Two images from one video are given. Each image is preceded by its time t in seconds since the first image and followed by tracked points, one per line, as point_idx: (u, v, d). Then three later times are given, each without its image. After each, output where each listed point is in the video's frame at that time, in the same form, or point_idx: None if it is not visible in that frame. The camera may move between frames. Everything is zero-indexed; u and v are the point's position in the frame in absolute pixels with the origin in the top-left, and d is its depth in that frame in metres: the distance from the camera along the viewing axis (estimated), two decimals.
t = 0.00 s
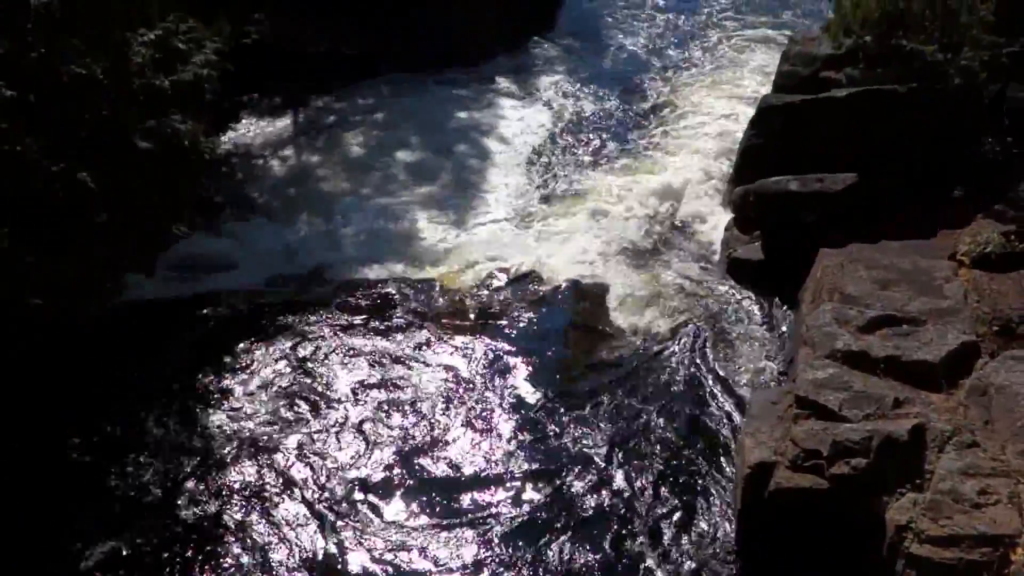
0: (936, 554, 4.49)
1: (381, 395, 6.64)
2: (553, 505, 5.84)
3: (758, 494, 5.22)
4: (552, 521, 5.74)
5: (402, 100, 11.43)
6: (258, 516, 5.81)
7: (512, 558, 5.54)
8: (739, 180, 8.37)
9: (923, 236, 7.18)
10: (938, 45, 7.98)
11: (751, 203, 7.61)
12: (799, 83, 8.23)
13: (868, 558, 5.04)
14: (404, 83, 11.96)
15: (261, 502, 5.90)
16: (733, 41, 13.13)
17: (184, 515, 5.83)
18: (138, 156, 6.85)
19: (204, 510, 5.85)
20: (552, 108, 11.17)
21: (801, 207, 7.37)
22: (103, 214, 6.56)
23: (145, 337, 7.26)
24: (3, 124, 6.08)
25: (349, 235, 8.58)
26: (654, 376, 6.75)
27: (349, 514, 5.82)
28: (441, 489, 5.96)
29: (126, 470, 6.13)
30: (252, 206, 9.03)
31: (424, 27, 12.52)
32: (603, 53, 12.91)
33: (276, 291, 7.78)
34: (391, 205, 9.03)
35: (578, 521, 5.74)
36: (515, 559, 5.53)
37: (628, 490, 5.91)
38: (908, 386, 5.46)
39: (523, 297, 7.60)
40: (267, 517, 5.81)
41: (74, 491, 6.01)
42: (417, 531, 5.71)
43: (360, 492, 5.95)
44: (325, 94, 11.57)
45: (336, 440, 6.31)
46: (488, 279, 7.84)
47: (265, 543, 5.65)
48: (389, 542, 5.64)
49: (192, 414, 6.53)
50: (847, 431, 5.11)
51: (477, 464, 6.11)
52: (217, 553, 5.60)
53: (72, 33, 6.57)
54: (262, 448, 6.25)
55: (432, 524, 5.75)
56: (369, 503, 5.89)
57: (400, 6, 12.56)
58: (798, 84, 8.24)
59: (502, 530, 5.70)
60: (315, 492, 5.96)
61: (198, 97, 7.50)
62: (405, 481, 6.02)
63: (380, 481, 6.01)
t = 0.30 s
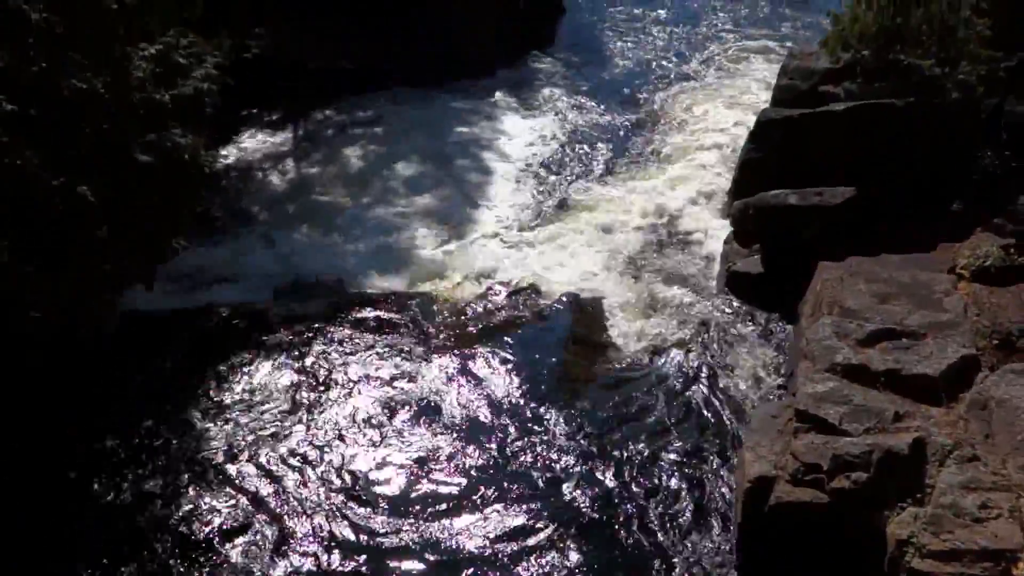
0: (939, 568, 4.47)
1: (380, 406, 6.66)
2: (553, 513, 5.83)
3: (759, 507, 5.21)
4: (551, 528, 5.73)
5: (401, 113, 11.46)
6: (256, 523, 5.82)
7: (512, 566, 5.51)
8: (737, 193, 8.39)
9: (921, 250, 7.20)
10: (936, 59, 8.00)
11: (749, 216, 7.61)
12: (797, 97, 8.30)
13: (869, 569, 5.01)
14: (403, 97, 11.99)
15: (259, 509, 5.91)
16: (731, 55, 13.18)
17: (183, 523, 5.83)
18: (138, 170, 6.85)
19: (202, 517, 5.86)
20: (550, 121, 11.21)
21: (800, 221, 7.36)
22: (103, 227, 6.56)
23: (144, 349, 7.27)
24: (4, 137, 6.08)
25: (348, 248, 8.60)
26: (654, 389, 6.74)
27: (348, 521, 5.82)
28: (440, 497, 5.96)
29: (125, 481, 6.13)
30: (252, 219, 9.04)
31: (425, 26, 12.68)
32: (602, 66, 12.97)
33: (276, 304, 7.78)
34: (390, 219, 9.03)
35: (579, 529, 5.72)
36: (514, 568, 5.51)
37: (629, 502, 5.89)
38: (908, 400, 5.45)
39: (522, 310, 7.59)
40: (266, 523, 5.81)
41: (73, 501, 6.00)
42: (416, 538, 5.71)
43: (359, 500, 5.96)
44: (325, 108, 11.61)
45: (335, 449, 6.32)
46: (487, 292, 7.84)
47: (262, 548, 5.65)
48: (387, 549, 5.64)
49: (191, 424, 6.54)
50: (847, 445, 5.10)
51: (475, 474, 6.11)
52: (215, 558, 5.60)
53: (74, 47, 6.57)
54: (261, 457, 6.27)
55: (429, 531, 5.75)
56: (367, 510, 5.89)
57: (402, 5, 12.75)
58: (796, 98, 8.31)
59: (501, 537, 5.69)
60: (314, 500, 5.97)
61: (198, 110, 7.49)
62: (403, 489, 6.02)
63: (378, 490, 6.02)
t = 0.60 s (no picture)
0: None
1: (379, 417, 6.66)
2: (553, 525, 5.82)
3: (760, 521, 5.20)
4: (551, 537, 5.75)
5: (401, 126, 11.48)
6: (256, 532, 5.81)
7: None
8: (737, 206, 8.41)
9: (920, 263, 7.21)
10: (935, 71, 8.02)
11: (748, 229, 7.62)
12: (796, 110, 8.48)
13: None
14: (403, 111, 12.02)
15: (259, 519, 5.90)
16: (729, 69, 13.20)
17: (182, 533, 5.82)
18: (139, 183, 6.85)
19: (201, 526, 5.85)
20: (550, 134, 11.23)
21: (800, 234, 7.36)
22: (102, 240, 6.55)
23: (145, 361, 7.27)
24: (4, 150, 6.06)
25: (349, 260, 8.61)
26: (654, 402, 6.73)
27: (347, 531, 5.82)
28: (439, 508, 5.96)
29: (125, 490, 6.12)
30: (252, 232, 9.06)
31: (425, 26, 12.92)
32: (601, 79, 13.01)
33: (276, 317, 7.79)
34: (391, 232, 9.03)
35: (580, 539, 5.74)
36: None
37: (629, 515, 5.87)
38: (908, 413, 5.44)
39: (522, 323, 7.60)
40: (265, 533, 5.81)
41: (73, 512, 5.99)
42: (415, 549, 5.70)
43: (358, 510, 5.96)
44: (325, 121, 11.64)
45: (334, 460, 6.32)
46: (487, 305, 7.84)
47: (262, 556, 5.66)
48: (386, 558, 5.64)
49: (191, 435, 6.54)
50: (847, 458, 5.09)
51: (475, 485, 6.11)
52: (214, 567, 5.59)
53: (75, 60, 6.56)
54: (261, 466, 6.28)
55: (428, 542, 5.74)
56: (367, 520, 5.89)
57: (402, 6, 12.91)
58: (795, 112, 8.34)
59: (502, 548, 5.68)
60: (314, 510, 5.96)
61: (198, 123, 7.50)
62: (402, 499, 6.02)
63: (377, 500, 6.02)
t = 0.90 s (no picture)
0: None
1: (376, 431, 6.64)
2: (550, 537, 5.78)
3: (760, 535, 5.19)
4: (550, 549, 5.70)
5: (401, 140, 11.51)
6: (248, 544, 5.77)
7: None
8: (737, 219, 8.41)
9: (920, 275, 7.18)
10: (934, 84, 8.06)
11: (747, 242, 7.62)
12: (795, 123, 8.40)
13: None
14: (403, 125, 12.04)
15: (253, 531, 5.87)
16: (729, 82, 13.24)
17: (176, 545, 5.78)
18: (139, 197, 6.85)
19: (199, 530, 5.88)
20: (549, 148, 11.24)
21: (799, 247, 7.36)
22: (102, 253, 6.56)
23: (143, 376, 7.25)
24: (6, 163, 6.05)
25: (348, 273, 8.62)
26: (654, 416, 6.70)
27: (341, 544, 5.79)
28: (435, 520, 5.93)
29: (123, 496, 6.15)
30: (252, 246, 9.06)
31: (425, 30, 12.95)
32: (600, 92, 13.05)
33: (275, 330, 7.78)
34: (390, 245, 9.04)
35: (580, 551, 5.69)
36: None
37: (627, 528, 5.83)
38: (909, 426, 5.44)
39: (521, 336, 7.59)
40: (259, 546, 5.77)
41: (68, 527, 5.95)
42: (410, 560, 5.66)
43: (353, 522, 5.93)
44: (325, 134, 11.67)
45: (330, 474, 6.29)
46: (486, 318, 7.83)
47: (259, 559, 5.68)
48: (384, 563, 5.64)
49: (188, 450, 6.51)
50: (847, 471, 5.08)
51: (473, 498, 6.07)
52: (209, 571, 5.60)
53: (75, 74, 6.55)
54: (260, 473, 6.30)
55: (427, 548, 5.74)
56: (361, 533, 5.86)
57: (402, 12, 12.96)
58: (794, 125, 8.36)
59: (499, 556, 5.66)
60: (308, 523, 5.93)
61: (198, 137, 7.48)
62: (398, 513, 5.99)
63: (372, 513, 5.99)
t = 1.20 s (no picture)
0: None
1: (375, 443, 6.63)
2: (550, 551, 5.75)
3: (761, 548, 5.17)
4: (550, 562, 5.67)
5: (402, 153, 11.52)
6: (248, 555, 5.76)
7: None
8: (737, 231, 8.42)
9: (919, 288, 7.16)
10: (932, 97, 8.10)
11: (747, 254, 7.64)
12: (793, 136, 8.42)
13: None
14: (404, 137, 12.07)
15: (250, 543, 5.85)
16: (728, 94, 13.27)
17: (173, 557, 5.77)
18: (139, 211, 6.85)
19: (200, 540, 5.88)
20: (549, 161, 11.25)
21: (798, 259, 7.37)
22: (102, 266, 6.55)
23: (143, 388, 7.25)
24: (7, 176, 6.05)
25: (348, 285, 8.62)
26: (654, 430, 6.69)
27: (337, 555, 5.77)
28: (437, 531, 5.91)
29: (123, 505, 6.17)
30: (253, 259, 9.07)
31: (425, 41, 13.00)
32: (600, 105, 13.09)
33: (275, 343, 7.77)
34: (391, 258, 9.04)
35: (579, 564, 5.66)
36: None
37: (627, 540, 5.81)
38: (910, 437, 5.43)
39: (521, 348, 7.59)
40: (255, 557, 5.75)
41: (67, 538, 5.94)
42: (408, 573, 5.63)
43: (350, 535, 5.91)
44: (325, 146, 11.70)
45: (327, 486, 6.28)
46: (486, 331, 7.83)
47: (262, 569, 5.67)
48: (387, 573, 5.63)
49: (187, 462, 6.50)
50: (848, 483, 5.07)
51: (471, 511, 6.05)
52: None
53: (76, 88, 6.56)
54: (261, 484, 6.30)
55: (430, 559, 5.72)
56: (358, 547, 5.83)
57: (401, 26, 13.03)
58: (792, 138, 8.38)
59: (501, 569, 5.65)
60: (305, 534, 5.92)
61: (198, 150, 7.48)
62: (395, 525, 5.97)
63: (369, 525, 5.97)
